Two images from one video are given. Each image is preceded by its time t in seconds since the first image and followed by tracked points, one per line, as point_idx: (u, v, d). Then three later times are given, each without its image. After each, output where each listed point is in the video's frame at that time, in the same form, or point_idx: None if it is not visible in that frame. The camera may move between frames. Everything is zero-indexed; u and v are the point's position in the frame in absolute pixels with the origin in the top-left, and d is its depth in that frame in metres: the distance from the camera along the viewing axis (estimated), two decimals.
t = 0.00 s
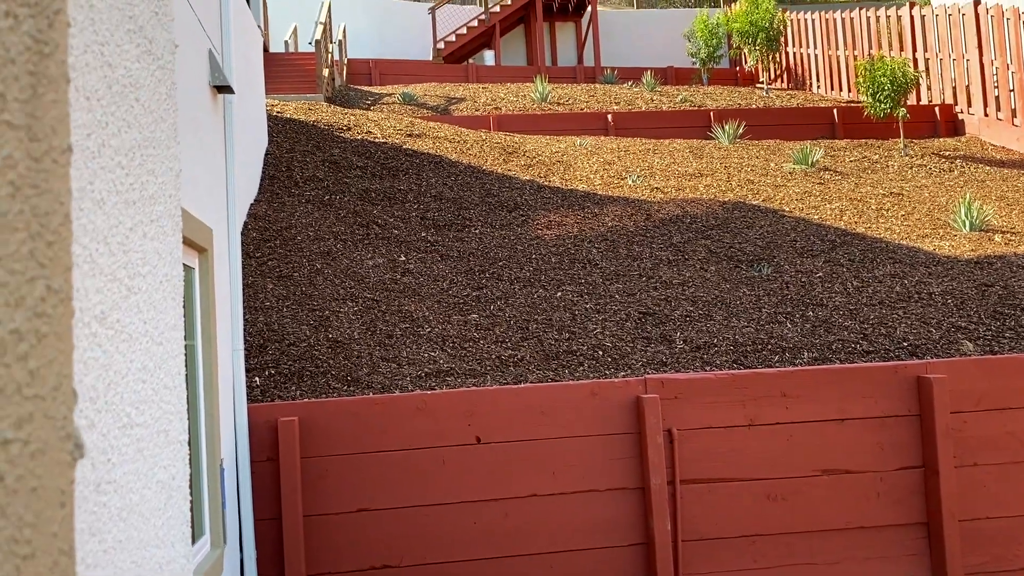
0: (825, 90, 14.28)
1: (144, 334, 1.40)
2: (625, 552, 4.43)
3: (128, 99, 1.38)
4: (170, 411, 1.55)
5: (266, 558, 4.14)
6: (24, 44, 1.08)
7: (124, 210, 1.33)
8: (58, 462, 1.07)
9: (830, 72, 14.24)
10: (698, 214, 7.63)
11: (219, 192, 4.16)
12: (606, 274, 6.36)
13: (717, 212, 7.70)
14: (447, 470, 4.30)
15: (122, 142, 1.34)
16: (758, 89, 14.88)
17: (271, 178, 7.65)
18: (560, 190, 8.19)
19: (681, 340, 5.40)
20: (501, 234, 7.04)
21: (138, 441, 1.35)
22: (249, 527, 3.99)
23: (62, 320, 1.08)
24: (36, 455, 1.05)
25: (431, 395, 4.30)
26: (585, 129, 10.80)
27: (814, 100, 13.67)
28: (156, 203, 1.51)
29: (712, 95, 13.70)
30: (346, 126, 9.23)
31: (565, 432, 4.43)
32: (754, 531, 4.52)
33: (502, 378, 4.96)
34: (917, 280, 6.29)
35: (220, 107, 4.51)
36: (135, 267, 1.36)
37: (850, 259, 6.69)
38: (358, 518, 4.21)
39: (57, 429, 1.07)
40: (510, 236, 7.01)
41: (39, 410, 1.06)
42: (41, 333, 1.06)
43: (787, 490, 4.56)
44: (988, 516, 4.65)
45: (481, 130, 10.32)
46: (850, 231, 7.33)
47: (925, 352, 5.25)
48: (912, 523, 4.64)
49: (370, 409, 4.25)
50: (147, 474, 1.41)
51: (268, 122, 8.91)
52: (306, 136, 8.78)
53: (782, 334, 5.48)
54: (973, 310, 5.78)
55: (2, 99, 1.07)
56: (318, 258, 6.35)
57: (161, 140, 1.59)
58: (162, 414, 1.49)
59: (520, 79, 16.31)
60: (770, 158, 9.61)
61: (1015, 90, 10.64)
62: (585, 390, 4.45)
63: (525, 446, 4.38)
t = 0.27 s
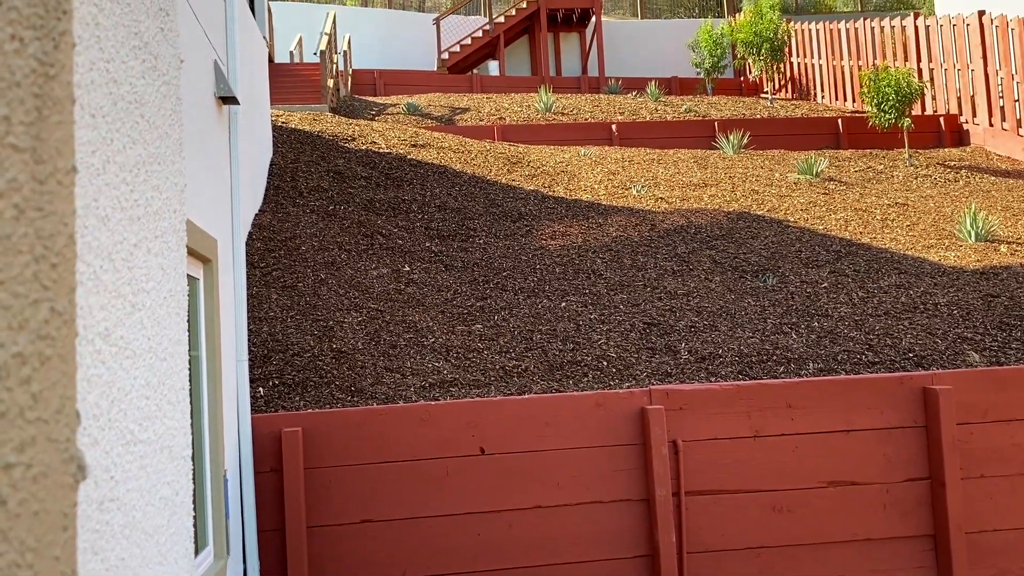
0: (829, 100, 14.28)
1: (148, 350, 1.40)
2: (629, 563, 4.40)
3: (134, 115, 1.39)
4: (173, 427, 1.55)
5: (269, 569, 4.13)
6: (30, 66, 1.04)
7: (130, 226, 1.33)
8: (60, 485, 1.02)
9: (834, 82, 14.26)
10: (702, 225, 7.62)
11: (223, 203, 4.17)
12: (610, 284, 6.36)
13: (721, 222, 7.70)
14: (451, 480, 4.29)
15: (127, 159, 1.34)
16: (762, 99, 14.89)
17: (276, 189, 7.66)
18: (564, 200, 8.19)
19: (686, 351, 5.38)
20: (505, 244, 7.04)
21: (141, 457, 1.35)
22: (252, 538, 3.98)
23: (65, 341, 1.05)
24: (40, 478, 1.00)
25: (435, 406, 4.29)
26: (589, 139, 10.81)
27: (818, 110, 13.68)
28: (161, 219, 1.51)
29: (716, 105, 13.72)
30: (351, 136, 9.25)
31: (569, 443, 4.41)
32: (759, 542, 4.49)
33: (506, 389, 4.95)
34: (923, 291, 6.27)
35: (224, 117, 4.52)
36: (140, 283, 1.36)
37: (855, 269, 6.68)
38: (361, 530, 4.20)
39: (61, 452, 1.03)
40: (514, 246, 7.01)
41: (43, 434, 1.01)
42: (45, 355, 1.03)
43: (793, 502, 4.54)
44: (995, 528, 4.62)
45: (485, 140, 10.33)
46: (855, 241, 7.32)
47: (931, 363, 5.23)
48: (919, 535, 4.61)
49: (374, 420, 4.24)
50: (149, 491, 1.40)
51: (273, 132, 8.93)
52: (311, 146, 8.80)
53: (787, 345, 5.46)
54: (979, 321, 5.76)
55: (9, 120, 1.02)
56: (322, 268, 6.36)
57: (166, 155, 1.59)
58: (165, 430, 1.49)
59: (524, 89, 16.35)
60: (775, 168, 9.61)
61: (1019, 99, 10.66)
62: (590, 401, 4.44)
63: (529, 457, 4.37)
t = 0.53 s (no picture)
0: (829, 107, 14.30)
1: (142, 359, 1.40)
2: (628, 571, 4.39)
3: (129, 123, 1.39)
4: (169, 436, 1.55)
5: None
6: (21, 76, 1.03)
7: (125, 235, 1.33)
8: (50, 498, 1.02)
9: (833, 90, 14.28)
10: (702, 231, 7.62)
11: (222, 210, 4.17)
12: (610, 291, 6.36)
13: (721, 228, 7.70)
14: (450, 487, 4.28)
15: (123, 167, 1.34)
16: (762, 106, 14.91)
17: (276, 195, 7.67)
18: (564, 206, 8.20)
19: (685, 358, 5.38)
20: (505, 250, 7.05)
21: (136, 467, 1.35)
22: (250, 545, 3.97)
23: (55, 353, 1.05)
24: (28, 493, 0.99)
25: (434, 413, 4.29)
26: (588, 145, 10.82)
27: (818, 117, 13.70)
28: (157, 227, 1.51)
29: (715, 112, 13.73)
30: (350, 142, 9.26)
31: (568, 449, 4.41)
32: (758, 549, 4.48)
33: (505, 395, 4.94)
34: (922, 298, 6.28)
35: (224, 123, 4.52)
36: (135, 291, 1.36)
37: (854, 276, 6.68)
38: (360, 536, 4.19)
39: (50, 465, 1.03)
40: (514, 252, 7.02)
41: (32, 447, 1.00)
42: (36, 366, 1.02)
43: (792, 509, 4.53)
44: (995, 536, 4.61)
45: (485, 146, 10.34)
46: (855, 248, 7.32)
47: (930, 370, 5.23)
48: (919, 542, 4.60)
49: (373, 426, 4.24)
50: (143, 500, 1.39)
51: (273, 138, 8.95)
52: (310, 152, 8.81)
53: (787, 352, 5.46)
54: (978, 328, 5.76)
55: None
56: (322, 274, 6.36)
57: (163, 163, 1.59)
58: (160, 439, 1.49)
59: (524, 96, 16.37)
60: (774, 175, 9.61)
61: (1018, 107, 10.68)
62: (589, 408, 4.43)
63: (528, 464, 4.36)
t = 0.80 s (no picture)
0: (822, 109, 14.34)
1: (132, 360, 1.39)
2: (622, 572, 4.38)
3: (118, 122, 1.38)
4: (159, 438, 1.54)
5: None
6: (6, 70, 1.03)
7: (115, 234, 1.32)
8: (33, 501, 1.01)
9: (826, 92, 14.32)
10: (696, 233, 7.63)
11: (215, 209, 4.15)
12: (603, 292, 6.36)
13: (714, 230, 7.72)
14: (443, 489, 4.27)
15: (112, 166, 1.33)
16: (755, 109, 14.94)
17: (269, 196, 7.65)
18: (558, 207, 8.20)
19: (679, 359, 5.39)
20: (498, 251, 7.04)
21: (125, 469, 1.33)
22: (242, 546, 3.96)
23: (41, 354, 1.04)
24: (12, 494, 0.97)
25: (427, 414, 4.28)
26: (582, 147, 10.83)
27: (811, 120, 13.74)
28: (148, 227, 1.50)
29: (709, 114, 13.76)
30: (344, 143, 9.24)
31: (562, 451, 4.40)
32: (752, 551, 4.48)
33: (499, 397, 4.93)
34: (915, 300, 6.29)
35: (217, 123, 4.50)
36: (124, 292, 1.35)
37: (847, 278, 6.70)
38: (353, 538, 4.17)
39: (36, 467, 1.02)
40: (507, 253, 7.01)
41: (14, 449, 0.98)
42: (20, 367, 1.01)
43: (786, 510, 4.53)
44: (987, 537, 4.62)
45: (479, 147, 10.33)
46: (848, 250, 7.33)
47: (923, 372, 5.24)
48: (912, 543, 4.60)
49: (367, 428, 4.23)
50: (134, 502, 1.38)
51: (266, 139, 8.93)
52: (304, 153, 8.79)
53: (780, 353, 5.46)
54: (971, 330, 5.78)
55: None
56: (315, 275, 6.34)
57: (154, 162, 1.58)
58: (150, 441, 1.48)
59: (518, 98, 16.38)
60: (768, 177, 9.63)
61: (1010, 110, 10.72)
62: (582, 410, 4.43)
63: (522, 465, 4.35)
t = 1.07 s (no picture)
0: (808, 107, 14.40)
1: (115, 352, 1.37)
2: (608, 568, 4.40)
3: (101, 112, 1.36)
4: (142, 431, 1.53)
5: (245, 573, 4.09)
6: None
7: (97, 225, 1.31)
8: (14, 493, 1.01)
9: (812, 90, 14.38)
10: (682, 230, 7.65)
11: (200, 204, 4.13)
12: (590, 289, 6.36)
13: (701, 227, 7.74)
14: (429, 485, 4.26)
15: (95, 156, 1.32)
16: (742, 106, 14.97)
17: (255, 191, 7.61)
18: (545, 204, 8.20)
19: (665, 355, 5.40)
20: (485, 247, 7.04)
21: (108, 462, 1.32)
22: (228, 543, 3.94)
23: (20, 343, 1.04)
24: None
25: (413, 410, 4.27)
26: (569, 143, 10.83)
27: (796, 117, 13.79)
28: (131, 219, 1.49)
29: (696, 111, 13.78)
30: (330, 138, 9.20)
31: (549, 447, 4.40)
32: (737, 546, 4.50)
33: (485, 393, 4.93)
34: (899, 297, 6.33)
35: (202, 118, 4.47)
36: (107, 284, 1.34)
37: (832, 275, 6.73)
38: (339, 535, 4.16)
39: (16, 459, 1.01)
40: (494, 249, 7.01)
41: None
42: None
43: (770, 506, 4.55)
44: (969, 532, 4.66)
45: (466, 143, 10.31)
46: (833, 247, 7.37)
47: (907, 368, 5.27)
48: (895, 539, 4.64)
49: (353, 424, 4.22)
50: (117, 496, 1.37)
51: (252, 134, 8.88)
52: (290, 148, 8.75)
53: (765, 350, 5.49)
54: (955, 327, 5.82)
55: None
56: (301, 271, 6.32)
57: (137, 153, 1.57)
58: (134, 434, 1.47)
59: (505, 94, 16.35)
60: (754, 174, 9.66)
61: (993, 108, 10.81)
62: (569, 406, 4.43)
63: (508, 461, 4.35)
